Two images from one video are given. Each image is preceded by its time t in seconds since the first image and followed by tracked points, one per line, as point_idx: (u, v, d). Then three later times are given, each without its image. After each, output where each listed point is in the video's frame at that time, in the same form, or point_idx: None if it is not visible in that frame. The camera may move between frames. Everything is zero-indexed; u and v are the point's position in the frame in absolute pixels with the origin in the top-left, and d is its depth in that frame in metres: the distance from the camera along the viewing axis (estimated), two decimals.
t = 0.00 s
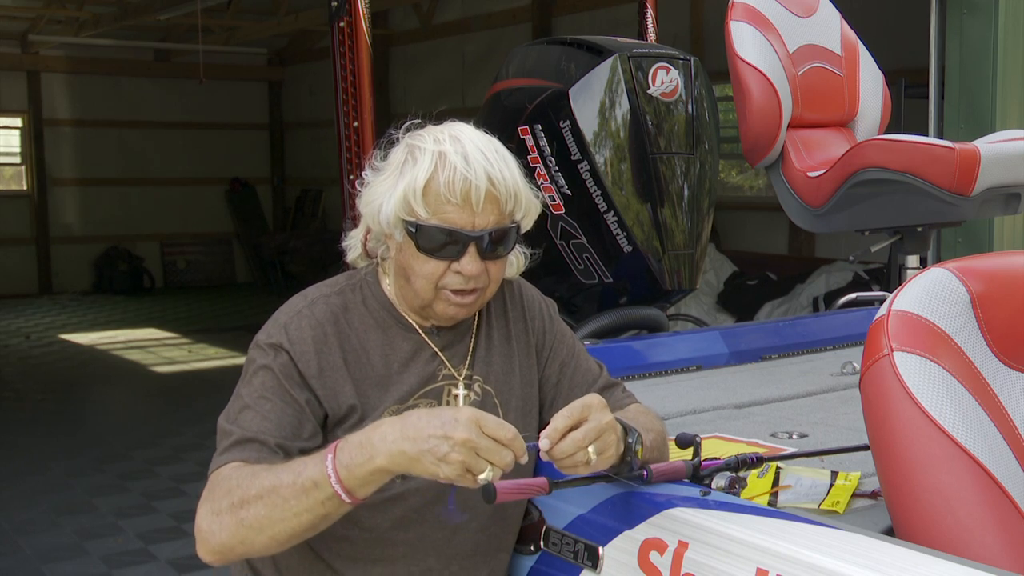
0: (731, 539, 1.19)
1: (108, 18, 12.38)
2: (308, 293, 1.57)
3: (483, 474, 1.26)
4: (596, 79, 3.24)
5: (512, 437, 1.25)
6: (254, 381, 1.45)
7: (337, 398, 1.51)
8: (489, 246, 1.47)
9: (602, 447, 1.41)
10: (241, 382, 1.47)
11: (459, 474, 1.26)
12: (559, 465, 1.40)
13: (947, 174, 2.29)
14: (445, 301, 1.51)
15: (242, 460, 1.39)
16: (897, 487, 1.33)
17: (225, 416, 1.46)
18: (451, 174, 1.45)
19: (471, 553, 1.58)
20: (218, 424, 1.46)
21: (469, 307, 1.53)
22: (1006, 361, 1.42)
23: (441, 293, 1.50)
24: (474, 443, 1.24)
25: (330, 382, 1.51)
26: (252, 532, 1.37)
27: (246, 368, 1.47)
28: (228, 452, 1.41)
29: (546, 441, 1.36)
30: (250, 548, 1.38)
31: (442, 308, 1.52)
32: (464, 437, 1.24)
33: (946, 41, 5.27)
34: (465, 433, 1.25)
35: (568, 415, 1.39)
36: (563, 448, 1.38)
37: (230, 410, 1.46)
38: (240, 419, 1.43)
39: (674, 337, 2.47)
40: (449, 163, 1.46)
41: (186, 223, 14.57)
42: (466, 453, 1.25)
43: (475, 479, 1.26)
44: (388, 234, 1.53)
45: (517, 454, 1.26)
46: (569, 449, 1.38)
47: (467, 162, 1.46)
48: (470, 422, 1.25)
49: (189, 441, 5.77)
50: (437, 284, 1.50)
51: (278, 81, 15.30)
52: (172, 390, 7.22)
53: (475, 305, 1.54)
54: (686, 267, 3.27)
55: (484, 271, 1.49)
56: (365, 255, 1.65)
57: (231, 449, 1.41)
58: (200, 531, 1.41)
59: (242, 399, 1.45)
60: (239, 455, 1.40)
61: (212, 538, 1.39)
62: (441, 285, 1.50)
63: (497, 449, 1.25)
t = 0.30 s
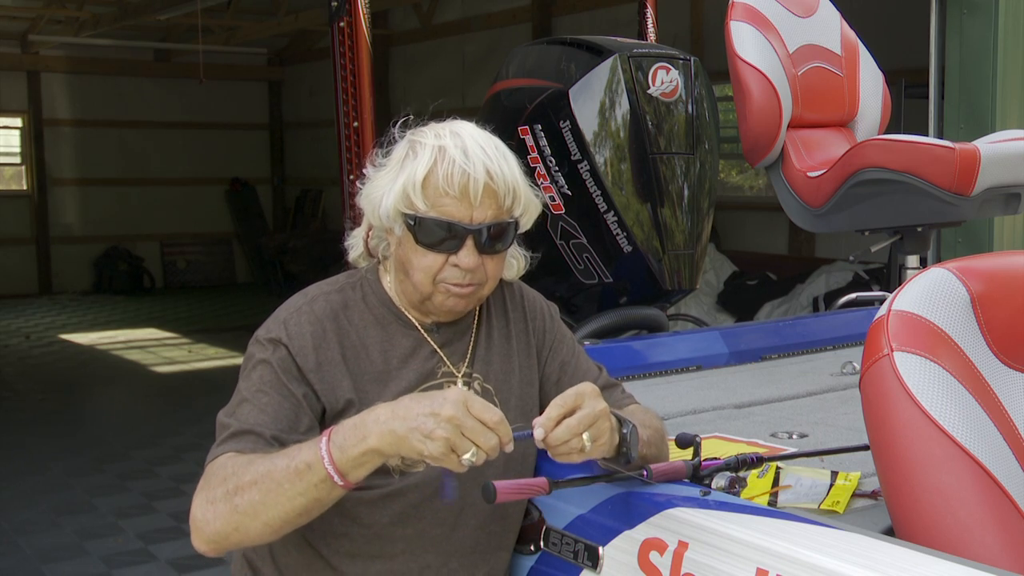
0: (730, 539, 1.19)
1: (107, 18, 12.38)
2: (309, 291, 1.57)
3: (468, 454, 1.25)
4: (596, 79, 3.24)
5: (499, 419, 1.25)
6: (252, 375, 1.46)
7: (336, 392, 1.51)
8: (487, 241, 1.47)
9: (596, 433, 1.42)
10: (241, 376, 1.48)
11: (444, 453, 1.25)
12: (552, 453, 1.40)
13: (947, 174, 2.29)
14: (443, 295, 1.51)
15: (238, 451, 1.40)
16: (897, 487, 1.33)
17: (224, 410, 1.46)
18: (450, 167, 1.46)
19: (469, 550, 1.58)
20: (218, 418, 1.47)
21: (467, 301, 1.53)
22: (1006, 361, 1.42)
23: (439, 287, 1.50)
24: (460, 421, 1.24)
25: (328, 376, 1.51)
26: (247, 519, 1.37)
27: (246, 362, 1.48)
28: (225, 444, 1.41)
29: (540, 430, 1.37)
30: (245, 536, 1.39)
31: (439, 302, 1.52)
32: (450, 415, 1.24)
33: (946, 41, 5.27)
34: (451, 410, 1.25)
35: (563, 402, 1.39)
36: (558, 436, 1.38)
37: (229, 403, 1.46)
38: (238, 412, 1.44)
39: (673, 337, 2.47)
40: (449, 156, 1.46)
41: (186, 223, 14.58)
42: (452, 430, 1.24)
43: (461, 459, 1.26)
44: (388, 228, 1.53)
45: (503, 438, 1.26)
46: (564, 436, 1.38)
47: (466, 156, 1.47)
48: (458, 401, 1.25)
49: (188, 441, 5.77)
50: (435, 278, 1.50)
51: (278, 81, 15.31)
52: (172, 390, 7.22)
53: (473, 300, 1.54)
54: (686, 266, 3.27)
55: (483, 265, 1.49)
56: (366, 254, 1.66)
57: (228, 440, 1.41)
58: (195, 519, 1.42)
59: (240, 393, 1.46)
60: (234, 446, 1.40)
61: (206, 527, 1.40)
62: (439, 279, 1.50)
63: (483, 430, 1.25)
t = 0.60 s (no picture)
0: (731, 539, 1.19)
1: (108, 18, 12.37)
2: (313, 285, 1.59)
3: (457, 411, 1.23)
4: (596, 79, 3.24)
5: (487, 376, 1.24)
6: (255, 362, 1.48)
7: (336, 383, 1.51)
8: (488, 232, 1.48)
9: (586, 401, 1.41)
10: (244, 364, 1.49)
11: (435, 412, 1.24)
12: (539, 418, 1.38)
13: (946, 173, 2.29)
14: (442, 284, 1.51)
15: (236, 432, 1.40)
16: (897, 486, 1.33)
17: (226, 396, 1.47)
18: (451, 156, 1.48)
19: (468, 548, 1.58)
20: (220, 405, 1.48)
21: (466, 293, 1.53)
22: (1006, 361, 1.42)
23: (439, 276, 1.50)
24: (447, 377, 1.23)
25: (330, 366, 1.51)
26: (241, 494, 1.37)
27: (249, 350, 1.50)
28: (224, 427, 1.42)
29: (534, 391, 1.35)
30: (239, 514, 1.39)
31: (439, 293, 1.52)
32: (438, 370, 1.23)
33: (946, 41, 5.28)
34: (439, 366, 1.24)
35: (559, 368, 1.38)
36: (550, 401, 1.37)
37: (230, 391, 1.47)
38: (239, 396, 1.45)
39: (673, 337, 2.47)
40: (451, 146, 1.49)
41: (186, 223, 14.58)
42: (440, 387, 1.23)
43: (452, 420, 1.24)
44: (390, 220, 1.54)
45: (492, 398, 1.24)
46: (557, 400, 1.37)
47: (468, 146, 1.49)
48: (445, 358, 1.24)
49: (188, 441, 5.77)
50: (435, 266, 1.50)
51: (278, 81, 15.30)
52: (172, 390, 7.21)
53: (472, 292, 1.53)
54: (686, 266, 3.27)
55: (483, 254, 1.49)
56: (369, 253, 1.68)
57: (228, 423, 1.42)
58: (191, 497, 1.42)
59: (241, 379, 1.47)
60: (233, 428, 1.41)
61: (202, 504, 1.41)
62: (439, 267, 1.50)
63: (471, 388, 1.23)
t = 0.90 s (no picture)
0: (731, 539, 1.19)
1: (107, 17, 12.37)
2: (325, 278, 1.60)
3: (450, 391, 1.22)
4: (596, 79, 3.24)
5: (479, 357, 1.23)
6: (262, 347, 1.49)
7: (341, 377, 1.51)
8: (502, 233, 1.48)
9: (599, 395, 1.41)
10: (251, 350, 1.50)
11: (428, 391, 1.23)
12: (547, 413, 1.38)
13: (947, 174, 2.29)
14: (451, 280, 1.51)
15: (236, 414, 1.41)
16: (897, 486, 1.33)
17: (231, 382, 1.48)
18: (466, 153, 1.49)
19: (468, 548, 1.58)
20: (225, 390, 1.48)
21: (474, 291, 1.53)
22: (1006, 361, 1.42)
23: (448, 271, 1.51)
24: (441, 357, 1.23)
25: (336, 357, 1.52)
26: (236, 474, 1.37)
27: (258, 335, 1.51)
28: (225, 409, 1.42)
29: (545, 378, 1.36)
30: (231, 493, 1.39)
31: (447, 288, 1.52)
32: (432, 349, 1.24)
33: (946, 41, 5.28)
34: (434, 346, 1.24)
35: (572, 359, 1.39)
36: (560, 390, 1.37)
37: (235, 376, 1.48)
38: (243, 381, 1.46)
39: (674, 337, 2.47)
40: (467, 144, 1.50)
41: (186, 223, 14.58)
42: (433, 366, 1.23)
43: (446, 400, 1.23)
44: (406, 216, 1.56)
45: (487, 380, 1.23)
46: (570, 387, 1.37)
47: (484, 144, 1.49)
48: (439, 339, 1.25)
49: (188, 441, 5.77)
50: (444, 262, 1.50)
51: (278, 81, 15.31)
52: (172, 390, 7.21)
53: (481, 290, 1.53)
54: (686, 267, 3.27)
55: (493, 253, 1.49)
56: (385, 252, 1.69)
57: (230, 405, 1.43)
58: (186, 476, 1.42)
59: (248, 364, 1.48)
60: (233, 410, 1.41)
61: (195, 481, 1.41)
62: (448, 263, 1.50)
63: (465, 369, 1.23)
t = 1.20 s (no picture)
0: (732, 539, 1.19)
1: (108, 17, 12.37)
2: (335, 278, 1.61)
3: (446, 392, 1.22)
4: (596, 78, 3.24)
5: (474, 357, 1.23)
6: (268, 347, 1.49)
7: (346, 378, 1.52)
8: (516, 243, 1.48)
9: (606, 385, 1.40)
10: (258, 348, 1.51)
11: (423, 394, 1.23)
12: (551, 402, 1.38)
13: (947, 174, 2.29)
14: (460, 286, 1.52)
15: (238, 414, 1.41)
16: (897, 486, 1.33)
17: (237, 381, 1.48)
18: (487, 162, 1.49)
19: (471, 550, 1.58)
20: (230, 388, 1.49)
21: (483, 298, 1.53)
22: (1006, 361, 1.42)
23: (458, 277, 1.51)
24: (436, 361, 1.23)
25: (342, 356, 1.53)
26: (236, 476, 1.38)
27: (265, 333, 1.52)
28: (228, 409, 1.43)
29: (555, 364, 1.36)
30: (232, 494, 1.39)
31: (457, 294, 1.53)
32: (426, 352, 1.24)
33: (946, 41, 5.28)
34: (428, 349, 1.24)
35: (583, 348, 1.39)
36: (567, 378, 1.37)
37: (241, 375, 1.48)
38: (248, 380, 1.46)
39: (674, 337, 2.47)
40: (489, 153, 1.49)
41: (186, 223, 14.58)
42: (428, 370, 1.23)
43: (442, 403, 1.23)
44: (421, 218, 1.56)
45: (483, 378, 1.23)
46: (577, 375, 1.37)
47: (506, 155, 1.49)
48: (432, 342, 1.25)
49: (188, 441, 5.78)
50: (455, 268, 1.51)
51: (278, 81, 15.30)
52: (172, 391, 7.22)
53: (491, 298, 1.54)
54: (686, 267, 3.27)
55: (506, 263, 1.49)
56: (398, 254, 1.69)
57: (233, 405, 1.43)
58: (188, 474, 1.43)
59: (254, 363, 1.48)
60: (235, 410, 1.42)
61: (197, 481, 1.41)
62: (459, 269, 1.51)
63: (460, 370, 1.23)
